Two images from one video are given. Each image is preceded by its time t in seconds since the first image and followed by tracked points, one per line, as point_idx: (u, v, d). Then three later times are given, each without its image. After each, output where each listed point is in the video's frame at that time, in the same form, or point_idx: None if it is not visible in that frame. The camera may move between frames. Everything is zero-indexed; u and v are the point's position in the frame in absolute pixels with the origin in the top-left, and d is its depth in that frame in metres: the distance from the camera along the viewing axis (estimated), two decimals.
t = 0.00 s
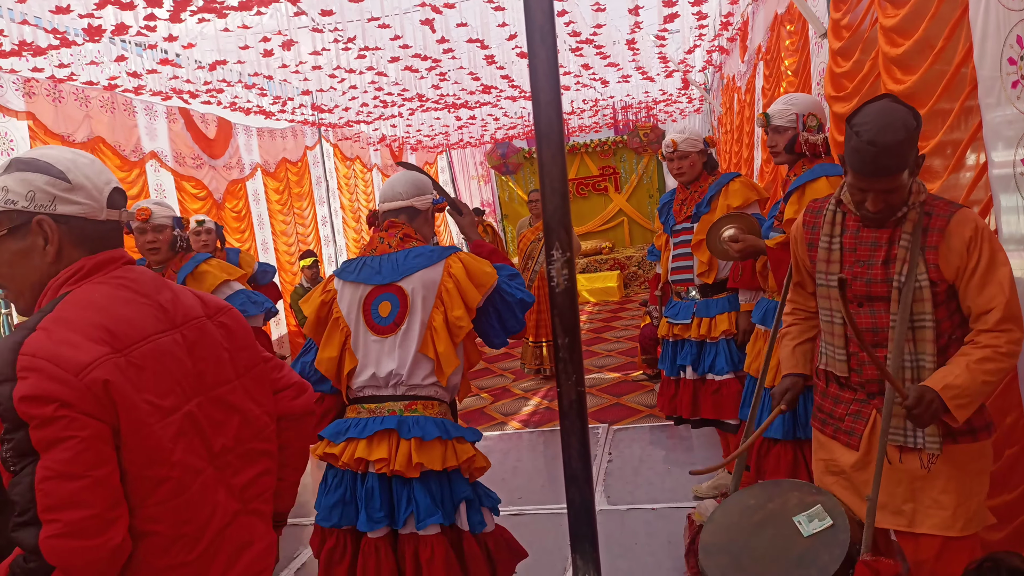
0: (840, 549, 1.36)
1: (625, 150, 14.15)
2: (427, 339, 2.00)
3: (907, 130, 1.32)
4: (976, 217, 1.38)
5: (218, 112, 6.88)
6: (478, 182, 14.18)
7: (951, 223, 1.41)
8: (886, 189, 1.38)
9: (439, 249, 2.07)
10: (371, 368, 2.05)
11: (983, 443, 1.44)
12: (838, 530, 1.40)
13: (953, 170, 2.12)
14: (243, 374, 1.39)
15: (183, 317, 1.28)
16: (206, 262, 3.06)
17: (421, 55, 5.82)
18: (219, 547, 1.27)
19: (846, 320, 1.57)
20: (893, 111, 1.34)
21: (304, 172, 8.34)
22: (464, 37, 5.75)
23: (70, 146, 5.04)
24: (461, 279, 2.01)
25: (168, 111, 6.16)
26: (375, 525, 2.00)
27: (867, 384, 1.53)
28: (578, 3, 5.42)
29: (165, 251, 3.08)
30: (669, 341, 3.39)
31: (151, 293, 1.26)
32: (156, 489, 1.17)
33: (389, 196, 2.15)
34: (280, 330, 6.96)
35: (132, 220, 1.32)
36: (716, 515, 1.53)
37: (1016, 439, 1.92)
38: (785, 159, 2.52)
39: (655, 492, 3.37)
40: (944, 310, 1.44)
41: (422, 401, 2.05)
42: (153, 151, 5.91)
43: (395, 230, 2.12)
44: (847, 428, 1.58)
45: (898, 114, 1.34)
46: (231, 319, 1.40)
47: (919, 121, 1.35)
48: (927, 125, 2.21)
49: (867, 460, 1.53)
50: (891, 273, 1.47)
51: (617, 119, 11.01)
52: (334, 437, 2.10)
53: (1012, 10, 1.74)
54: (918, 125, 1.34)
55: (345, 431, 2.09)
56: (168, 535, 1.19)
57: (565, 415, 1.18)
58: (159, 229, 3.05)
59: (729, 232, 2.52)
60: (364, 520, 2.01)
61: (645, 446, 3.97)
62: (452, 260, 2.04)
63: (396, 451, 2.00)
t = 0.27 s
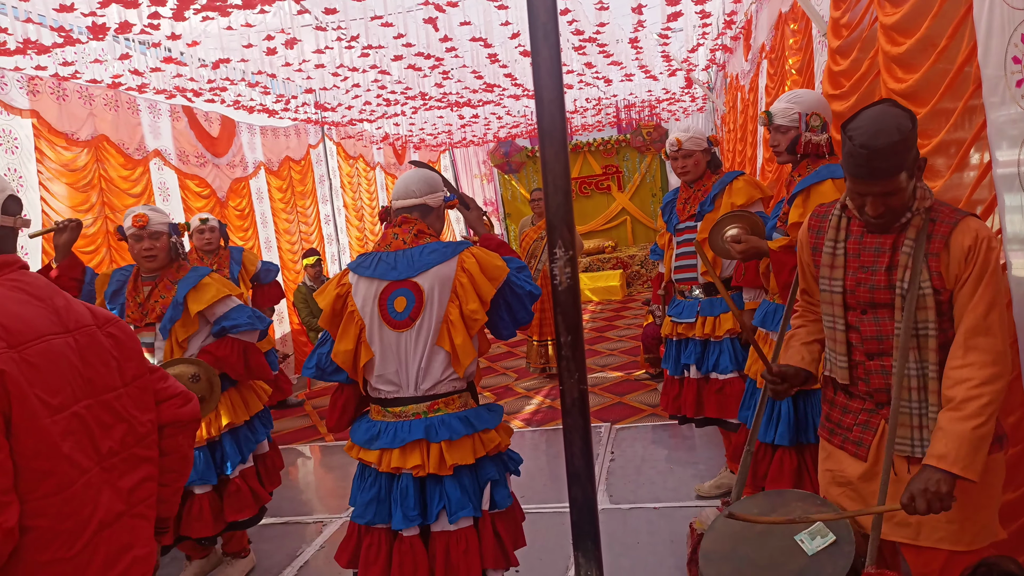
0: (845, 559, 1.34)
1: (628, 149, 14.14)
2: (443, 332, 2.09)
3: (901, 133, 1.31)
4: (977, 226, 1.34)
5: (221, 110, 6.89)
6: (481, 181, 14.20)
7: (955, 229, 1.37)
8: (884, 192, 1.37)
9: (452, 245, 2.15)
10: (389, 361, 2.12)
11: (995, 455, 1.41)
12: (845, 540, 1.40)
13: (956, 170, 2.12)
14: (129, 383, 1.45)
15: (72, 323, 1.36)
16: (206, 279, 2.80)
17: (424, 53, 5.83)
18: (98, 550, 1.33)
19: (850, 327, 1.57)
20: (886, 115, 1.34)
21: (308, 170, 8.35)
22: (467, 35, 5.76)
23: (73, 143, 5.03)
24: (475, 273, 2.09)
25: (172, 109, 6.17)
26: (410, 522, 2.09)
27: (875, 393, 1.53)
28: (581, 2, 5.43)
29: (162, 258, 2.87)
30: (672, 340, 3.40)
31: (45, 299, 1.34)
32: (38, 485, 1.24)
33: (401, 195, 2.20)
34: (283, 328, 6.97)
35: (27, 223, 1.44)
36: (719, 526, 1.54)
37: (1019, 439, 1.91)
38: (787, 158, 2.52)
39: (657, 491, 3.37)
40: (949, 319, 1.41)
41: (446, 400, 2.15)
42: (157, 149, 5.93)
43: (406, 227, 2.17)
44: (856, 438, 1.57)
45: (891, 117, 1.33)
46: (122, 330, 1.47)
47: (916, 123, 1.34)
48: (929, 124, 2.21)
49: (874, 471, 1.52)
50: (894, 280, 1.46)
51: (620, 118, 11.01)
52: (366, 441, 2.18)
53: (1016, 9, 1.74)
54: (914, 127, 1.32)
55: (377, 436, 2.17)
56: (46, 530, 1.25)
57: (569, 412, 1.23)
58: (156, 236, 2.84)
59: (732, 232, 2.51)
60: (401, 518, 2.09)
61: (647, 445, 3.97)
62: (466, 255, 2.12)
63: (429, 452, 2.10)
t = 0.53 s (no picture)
0: (844, 564, 1.34)
1: (628, 148, 14.14)
2: (464, 322, 2.17)
3: (910, 139, 1.31)
4: (989, 228, 1.35)
5: (221, 108, 6.87)
6: (481, 179, 14.19)
7: (965, 233, 1.38)
8: (889, 199, 1.37)
9: (465, 238, 2.21)
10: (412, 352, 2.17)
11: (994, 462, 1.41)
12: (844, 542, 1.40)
13: (955, 169, 2.12)
14: (42, 381, 1.34)
15: None
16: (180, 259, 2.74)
17: (423, 51, 5.83)
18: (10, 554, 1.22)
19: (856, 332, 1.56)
20: (897, 122, 1.33)
21: (307, 168, 8.34)
22: (467, 33, 5.75)
23: (72, 141, 5.03)
24: (490, 263, 2.17)
25: (171, 107, 6.15)
26: (433, 491, 2.12)
27: (874, 397, 1.53)
28: (581, 1, 5.44)
29: (141, 247, 2.76)
30: (673, 338, 3.40)
31: None
32: None
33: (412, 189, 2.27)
34: (282, 326, 6.96)
35: None
36: (715, 526, 1.54)
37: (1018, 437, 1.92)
38: (785, 157, 2.53)
39: (656, 489, 3.37)
40: (953, 323, 1.42)
41: (461, 377, 2.21)
42: (157, 146, 5.92)
43: (422, 221, 2.24)
44: (853, 441, 1.58)
45: (900, 124, 1.33)
46: (31, 326, 1.36)
47: (925, 130, 1.35)
48: (929, 123, 2.21)
49: (871, 475, 1.53)
50: (898, 284, 1.46)
51: (619, 117, 11.01)
52: (381, 412, 2.21)
53: (1016, 8, 1.75)
54: (922, 134, 1.33)
55: (392, 407, 2.20)
56: None
57: (569, 410, 1.27)
58: (134, 225, 2.74)
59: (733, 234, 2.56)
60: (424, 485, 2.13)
61: (646, 444, 3.97)
62: (480, 247, 2.19)
63: (447, 419, 2.14)
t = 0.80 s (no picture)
0: (857, 558, 1.33)
1: (633, 147, 14.13)
2: (477, 322, 2.23)
3: (915, 122, 1.30)
4: (1002, 221, 1.32)
5: (227, 108, 6.89)
6: (486, 179, 14.20)
7: (979, 224, 1.35)
8: (896, 180, 1.35)
9: (479, 240, 2.26)
10: (426, 348, 2.22)
11: (1008, 462, 1.40)
12: (855, 533, 1.39)
13: (961, 168, 2.12)
14: None
15: None
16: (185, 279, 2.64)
17: (429, 51, 5.84)
18: None
19: (865, 321, 1.56)
20: (899, 105, 1.33)
21: (313, 167, 8.35)
22: (472, 33, 5.76)
23: (80, 141, 5.04)
24: (504, 265, 2.23)
25: (178, 107, 6.17)
26: (450, 498, 2.17)
27: (886, 389, 1.52)
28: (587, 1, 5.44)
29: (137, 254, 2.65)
30: (680, 338, 3.40)
31: None
32: None
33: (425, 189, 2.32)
34: (288, 325, 6.99)
35: None
36: (726, 518, 1.55)
37: None
38: (792, 157, 2.52)
39: (661, 489, 3.37)
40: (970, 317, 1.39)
41: (476, 384, 2.28)
42: (164, 146, 5.94)
43: (439, 223, 2.28)
44: (864, 433, 1.57)
45: (903, 107, 1.33)
46: None
47: (934, 114, 1.33)
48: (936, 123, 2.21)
49: (883, 467, 1.53)
50: (912, 275, 1.45)
51: (624, 117, 11.01)
52: (403, 426, 2.27)
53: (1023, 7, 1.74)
54: (930, 117, 1.32)
55: (412, 421, 2.26)
56: None
57: (577, 409, 1.27)
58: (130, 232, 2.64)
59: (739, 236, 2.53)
60: (439, 494, 2.17)
61: (651, 443, 3.97)
62: (494, 249, 2.24)
63: (466, 432, 2.20)
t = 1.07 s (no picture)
0: (859, 558, 1.34)
1: (637, 146, 14.11)
2: (499, 310, 2.30)
3: (936, 126, 1.31)
4: (1016, 220, 1.32)
5: (232, 106, 6.90)
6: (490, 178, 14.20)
7: (992, 224, 1.35)
8: (918, 185, 1.35)
9: (494, 232, 2.33)
10: (451, 338, 2.27)
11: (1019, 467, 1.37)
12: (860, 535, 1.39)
13: (968, 166, 2.12)
14: None
15: None
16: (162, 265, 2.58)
17: (434, 49, 5.85)
18: None
19: (880, 326, 1.56)
20: (922, 109, 1.33)
21: (317, 166, 8.37)
22: (477, 31, 5.76)
23: (86, 139, 5.07)
24: (520, 254, 2.31)
25: (183, 105, 6.18)
26: (470, 468, 2.22)
27: (897, 392, 1.52)
28: None
29: (114, 249, 2.55)
30: (685, 337, 3.39)
31: None
32: None
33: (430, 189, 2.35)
34: (293, 324, 7.00)
35: None
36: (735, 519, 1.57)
37: None
38: (796, 156, 2.52)
39: (665, 488, 3.37)
40: (981, 320, 1.38)
41: (496, 361, 2.34)
42: (169, 144, 5.96)
43: (453, 217, 2.33)
44: (875, 438, 1.58)
45: (925, 111, 1.33)
46: None
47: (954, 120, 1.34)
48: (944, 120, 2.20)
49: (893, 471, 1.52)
50: (923, 277, 1.45)
51: (628, 115, 11.01)
52: (423, 395, 2.30)
53: None
54: (950, 122, 1.32)
55: (433, 391, 2.30)
56: None
57: (583, 407, 1.27)
58: (107, 225, 2.53)
59: (738, 228, 2.53)
60: (462, 461, 2.23)
61: (656, 442, 3.97)
62: (510, 240, 2.31)
63: (489, 399, 2.25)
